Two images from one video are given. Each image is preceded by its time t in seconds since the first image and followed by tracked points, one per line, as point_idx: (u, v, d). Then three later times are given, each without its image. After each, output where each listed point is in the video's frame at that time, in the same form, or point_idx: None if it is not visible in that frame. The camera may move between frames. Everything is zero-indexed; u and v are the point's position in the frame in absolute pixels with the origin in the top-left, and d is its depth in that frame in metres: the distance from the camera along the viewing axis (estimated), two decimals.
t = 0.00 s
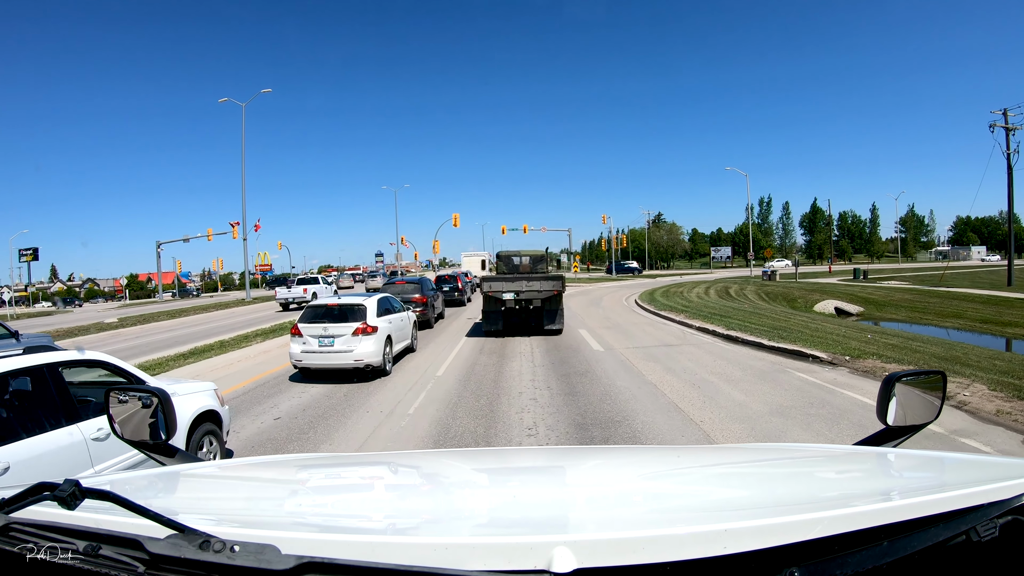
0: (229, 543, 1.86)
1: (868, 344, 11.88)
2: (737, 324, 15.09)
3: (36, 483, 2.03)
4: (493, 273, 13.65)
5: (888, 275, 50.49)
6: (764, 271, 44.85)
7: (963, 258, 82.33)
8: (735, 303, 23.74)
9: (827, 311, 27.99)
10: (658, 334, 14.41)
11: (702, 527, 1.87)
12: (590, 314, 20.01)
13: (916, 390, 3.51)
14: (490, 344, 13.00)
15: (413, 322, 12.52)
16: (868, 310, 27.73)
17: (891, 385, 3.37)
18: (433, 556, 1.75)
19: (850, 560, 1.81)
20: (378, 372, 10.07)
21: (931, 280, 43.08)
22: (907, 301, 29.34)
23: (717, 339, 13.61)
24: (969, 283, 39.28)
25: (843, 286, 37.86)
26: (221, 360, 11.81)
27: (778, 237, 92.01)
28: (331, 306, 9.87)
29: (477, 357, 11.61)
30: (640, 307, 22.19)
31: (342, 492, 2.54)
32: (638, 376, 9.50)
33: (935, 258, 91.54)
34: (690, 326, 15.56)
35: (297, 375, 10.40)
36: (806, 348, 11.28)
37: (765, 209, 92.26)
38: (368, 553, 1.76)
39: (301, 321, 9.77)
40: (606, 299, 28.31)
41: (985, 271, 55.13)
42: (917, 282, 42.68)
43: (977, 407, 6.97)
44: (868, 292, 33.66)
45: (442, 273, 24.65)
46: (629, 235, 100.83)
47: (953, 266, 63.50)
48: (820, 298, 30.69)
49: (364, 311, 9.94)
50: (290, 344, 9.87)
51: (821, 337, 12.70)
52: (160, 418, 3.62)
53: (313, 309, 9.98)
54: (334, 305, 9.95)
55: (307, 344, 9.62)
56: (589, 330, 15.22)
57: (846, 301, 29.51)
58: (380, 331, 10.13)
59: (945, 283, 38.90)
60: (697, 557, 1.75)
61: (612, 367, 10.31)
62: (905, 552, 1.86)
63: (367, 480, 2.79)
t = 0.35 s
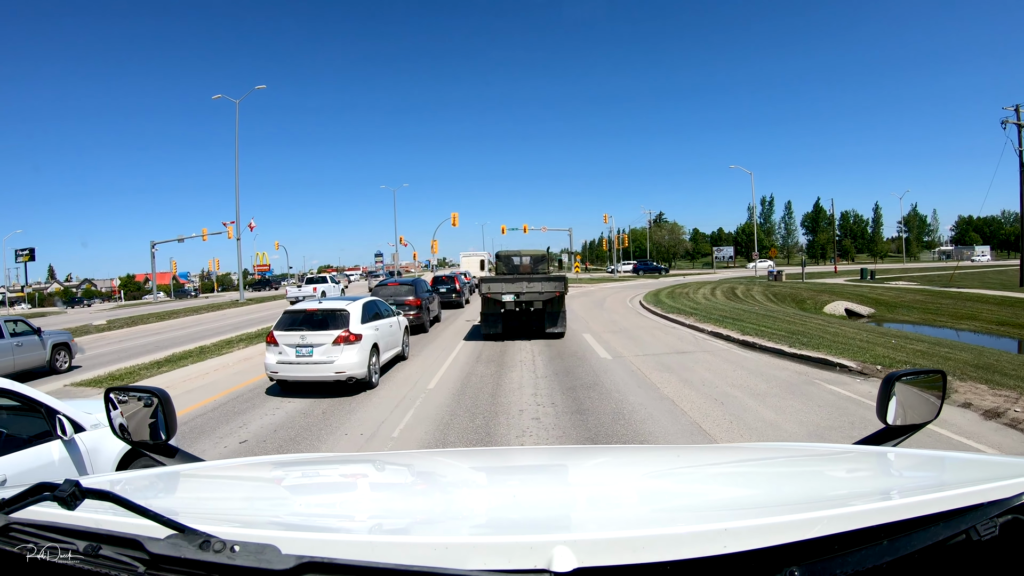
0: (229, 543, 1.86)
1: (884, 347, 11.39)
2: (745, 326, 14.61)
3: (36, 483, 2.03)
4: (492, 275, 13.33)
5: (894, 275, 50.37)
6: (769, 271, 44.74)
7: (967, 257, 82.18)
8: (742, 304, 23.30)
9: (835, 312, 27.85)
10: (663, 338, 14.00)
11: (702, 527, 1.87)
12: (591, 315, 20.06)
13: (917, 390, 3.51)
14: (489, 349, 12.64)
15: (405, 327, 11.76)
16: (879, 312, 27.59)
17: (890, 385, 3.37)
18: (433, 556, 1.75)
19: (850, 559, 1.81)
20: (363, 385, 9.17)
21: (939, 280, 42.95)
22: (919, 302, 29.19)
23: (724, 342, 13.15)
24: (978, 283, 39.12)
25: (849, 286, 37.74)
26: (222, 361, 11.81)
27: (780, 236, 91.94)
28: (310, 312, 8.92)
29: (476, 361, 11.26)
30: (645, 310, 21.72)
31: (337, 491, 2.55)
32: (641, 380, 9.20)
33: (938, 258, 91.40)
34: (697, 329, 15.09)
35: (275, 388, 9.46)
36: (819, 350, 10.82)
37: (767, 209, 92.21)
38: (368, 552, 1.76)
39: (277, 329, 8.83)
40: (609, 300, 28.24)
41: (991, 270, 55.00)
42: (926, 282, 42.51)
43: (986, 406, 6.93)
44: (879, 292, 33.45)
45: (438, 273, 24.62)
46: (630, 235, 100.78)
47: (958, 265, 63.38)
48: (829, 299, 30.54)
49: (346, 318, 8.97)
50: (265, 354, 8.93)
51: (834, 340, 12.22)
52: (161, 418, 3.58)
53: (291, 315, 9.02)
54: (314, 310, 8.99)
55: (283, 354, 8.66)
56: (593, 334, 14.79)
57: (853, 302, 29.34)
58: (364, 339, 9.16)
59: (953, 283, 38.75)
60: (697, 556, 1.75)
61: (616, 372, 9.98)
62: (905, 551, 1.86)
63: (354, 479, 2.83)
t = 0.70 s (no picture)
0: (229, 543, 1.87)
1: (908, 353, 10.72)
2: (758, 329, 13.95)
3: (36, 484, 2.03)
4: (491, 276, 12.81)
5: (900, 275, 50.17)
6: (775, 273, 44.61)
7: (973, 257, 81.86)
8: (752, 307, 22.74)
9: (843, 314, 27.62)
10: (672, 343, 13.40)
11: (702, 527, 1.87)
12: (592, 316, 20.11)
13: (917, 390, 3.51)
14: (489, 353, 12.11)
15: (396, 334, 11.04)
16: (890, 313, 27.35)
17: (890, 385, 3.37)
18: (433, 557, 1.75)
19: (849, 559, 1.82)
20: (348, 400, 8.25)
21: (953, 281, 42.71)
22: (931, 304, 28.94)
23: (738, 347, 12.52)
24: (986, 283, 38.88)
25: (858, 287, 37.40)
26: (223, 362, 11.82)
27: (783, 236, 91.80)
28: (287, 318, 8.08)
29: (476, 366, 10.75)
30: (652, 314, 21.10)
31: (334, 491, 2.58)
32: (649, 388, 8.68)
33: (942, 258, 91.13)
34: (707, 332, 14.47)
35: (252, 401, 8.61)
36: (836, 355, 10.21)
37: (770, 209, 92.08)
38: (368, 553, 1.77)
39: (250, 337, 7.94)
40: (613, 302, 28.09)
41: (997, 270, 54.75)
42: (942, 283, 42.11)
43: (999, 406, 6.83)
44: (888, 293, 33.20)
45: (434, 274, 24.53)
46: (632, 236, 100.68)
47: (962, 265, 63.19)
48: (838, 301, 30.29)
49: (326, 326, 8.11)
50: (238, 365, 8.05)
51: (853, 344, 11.56)
52: (161, 419, 3.59)
53: (266, 321, 8.15)
54: (291, 316, 8.11)
55: (257, 365, 7.80)
56: (598, 339, 14.21)
57: (862, 303, 29.09)
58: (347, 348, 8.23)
59: (962, 284, 38.54)
60: (696, 557, 1.75)
61: (622, 378, 9.43)
62: (904, 551, 1.86)
63: (332, 477, 2.88)
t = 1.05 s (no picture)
0: (229, 544, 1.86)
1: (937, 358, 10.01)
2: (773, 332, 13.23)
3: (36, 484, 2.03)
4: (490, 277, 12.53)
5: (905, 276, 50.07)
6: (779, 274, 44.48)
7: (976, 257, 81.72)
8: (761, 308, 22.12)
9: (850, 315, 27.45)
10: (682, 347, 12.69)
11: (702, 527, 1.87)
12: (595, 317, 20.13)
13: (917, 390, 3.51)
14: (488, 359, 11.47)
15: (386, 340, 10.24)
16: (900, 315, 27.19)
17: (890, 385, 3.37)
18: (433, 557, 1.75)
19: (849, 560, 1.82)
20: (330, 415, 7.38)
21: (959, 281, 42.55)
22: (940, 305, 28.85)
23: (753, 351, 11.79)
24: (993, 284, 38.73)
25: (861, 287, 37.29)
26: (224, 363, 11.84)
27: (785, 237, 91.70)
28: (262, 323, 7.19)
29: (473, 373, 10.11)
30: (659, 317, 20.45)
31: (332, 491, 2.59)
32: (659, 397, 8.03)
33: (945, 258, 91.02)
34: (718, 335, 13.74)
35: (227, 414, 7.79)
36: (858, 360, 9.54)
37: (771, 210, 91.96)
38: (368, 552, 1.76)
39: (221, 345, 7.08)
40: (616, 303, 27.98)
41: (1002, 271, 54.63)
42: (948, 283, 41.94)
43: (1006, 407, 6.78)
44: (896, 294, 33.03)
45: (432, 274, 24.42)
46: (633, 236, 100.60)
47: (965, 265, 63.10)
48: (846, 302, 30.11)
49: (304, 332, 7.19)
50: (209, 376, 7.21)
51: (877, 349, 10.83)
52: (161, 419, 3.59)
53: (240, 327, 7.26)
54: (266, 322, 7.21)
55: (228, 376, 6.96)
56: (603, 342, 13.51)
57: (870, 304, 28.92)
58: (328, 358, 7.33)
59: (969, 284, 38.39)
60: (696, 557, 1.75)
61: (630, 387, 8.76)
62: (905, 551, 1.86)
63: (309, 476, 2.92)
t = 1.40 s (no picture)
0: (229, 544, 1.87)
1: (961, 364, 9.45)
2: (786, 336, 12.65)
3: (37, 484, 2.03)
4: (489, 279, 12.45)
5: (910, 276, 49.93)
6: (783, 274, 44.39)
7: (981, 257, 81.49)
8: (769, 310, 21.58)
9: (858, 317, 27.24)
10: (692, 352, 12.03)
11: (702, 527, 1.87)
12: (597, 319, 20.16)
13: (917, 390, 3.51)
14: (486, 368, 10.83)
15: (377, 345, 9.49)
16: (908, 317, 27.03)
17: (890, 385, 3.37)
18: (434, 557, 1.75)
19: (849, 559, 1.82)
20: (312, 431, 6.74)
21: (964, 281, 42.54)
22: (950, 306, 28.62)
23: (765, 356, 11.18)
24: (1005, 284, 38.43)
25: (866, 288, 37.20)
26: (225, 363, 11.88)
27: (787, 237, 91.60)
28: (234, 331, 6.53)
29: (470, 382, 9.48)
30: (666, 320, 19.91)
31: (318, 490, 2.61)
32: (670, 409, 7.38)
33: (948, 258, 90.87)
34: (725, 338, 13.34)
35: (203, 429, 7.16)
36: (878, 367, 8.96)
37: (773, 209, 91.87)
38: (368, 553, 1.77)
39: (190, 354, 6.46)
40: (621, 305, 27.69)
41: (1008, 270, 54.42)
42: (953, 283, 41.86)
43: (1010, 406, 6.75)
44: (905, 295, 32.81)
45: (431, 275, 24.41)
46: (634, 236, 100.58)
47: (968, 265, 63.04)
48: (853, 303, 29.92)
49: (280, 341, 6.51)
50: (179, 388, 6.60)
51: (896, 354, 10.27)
52: (161, 419, 3.59)
53: (211, 335, 6.63)
54: (239, 329, 6.57)
55: (198, 390, 6.35)
56: (608, 347, 12.91)
57: (878, 305, 28.72)
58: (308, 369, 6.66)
59: (977, 284, 38.21)
60: (697, 557, 1.75)
61: (637, 396, 8.15)
62: (905, 551, 1.86)
63: (286, 473, 2.98)
